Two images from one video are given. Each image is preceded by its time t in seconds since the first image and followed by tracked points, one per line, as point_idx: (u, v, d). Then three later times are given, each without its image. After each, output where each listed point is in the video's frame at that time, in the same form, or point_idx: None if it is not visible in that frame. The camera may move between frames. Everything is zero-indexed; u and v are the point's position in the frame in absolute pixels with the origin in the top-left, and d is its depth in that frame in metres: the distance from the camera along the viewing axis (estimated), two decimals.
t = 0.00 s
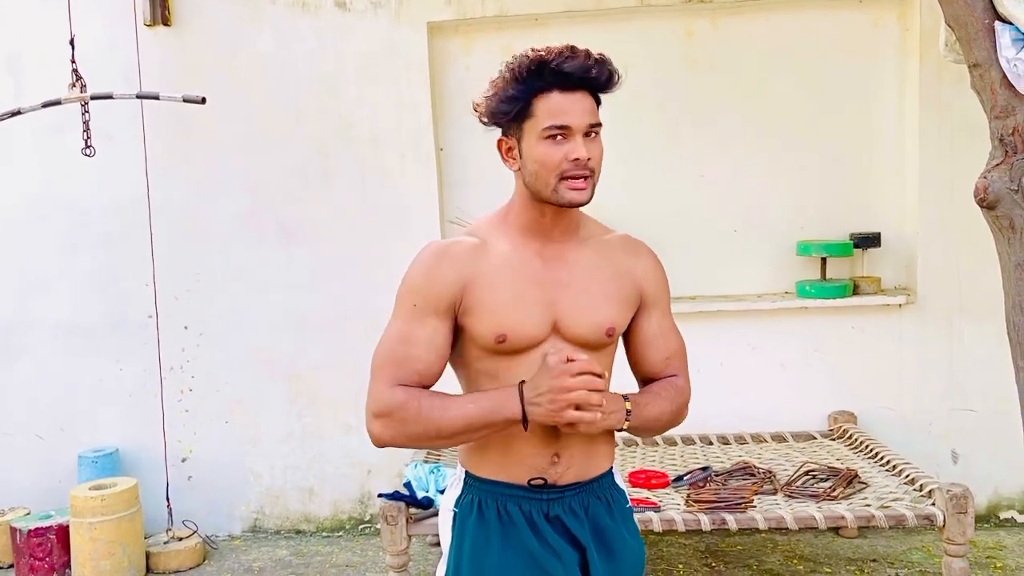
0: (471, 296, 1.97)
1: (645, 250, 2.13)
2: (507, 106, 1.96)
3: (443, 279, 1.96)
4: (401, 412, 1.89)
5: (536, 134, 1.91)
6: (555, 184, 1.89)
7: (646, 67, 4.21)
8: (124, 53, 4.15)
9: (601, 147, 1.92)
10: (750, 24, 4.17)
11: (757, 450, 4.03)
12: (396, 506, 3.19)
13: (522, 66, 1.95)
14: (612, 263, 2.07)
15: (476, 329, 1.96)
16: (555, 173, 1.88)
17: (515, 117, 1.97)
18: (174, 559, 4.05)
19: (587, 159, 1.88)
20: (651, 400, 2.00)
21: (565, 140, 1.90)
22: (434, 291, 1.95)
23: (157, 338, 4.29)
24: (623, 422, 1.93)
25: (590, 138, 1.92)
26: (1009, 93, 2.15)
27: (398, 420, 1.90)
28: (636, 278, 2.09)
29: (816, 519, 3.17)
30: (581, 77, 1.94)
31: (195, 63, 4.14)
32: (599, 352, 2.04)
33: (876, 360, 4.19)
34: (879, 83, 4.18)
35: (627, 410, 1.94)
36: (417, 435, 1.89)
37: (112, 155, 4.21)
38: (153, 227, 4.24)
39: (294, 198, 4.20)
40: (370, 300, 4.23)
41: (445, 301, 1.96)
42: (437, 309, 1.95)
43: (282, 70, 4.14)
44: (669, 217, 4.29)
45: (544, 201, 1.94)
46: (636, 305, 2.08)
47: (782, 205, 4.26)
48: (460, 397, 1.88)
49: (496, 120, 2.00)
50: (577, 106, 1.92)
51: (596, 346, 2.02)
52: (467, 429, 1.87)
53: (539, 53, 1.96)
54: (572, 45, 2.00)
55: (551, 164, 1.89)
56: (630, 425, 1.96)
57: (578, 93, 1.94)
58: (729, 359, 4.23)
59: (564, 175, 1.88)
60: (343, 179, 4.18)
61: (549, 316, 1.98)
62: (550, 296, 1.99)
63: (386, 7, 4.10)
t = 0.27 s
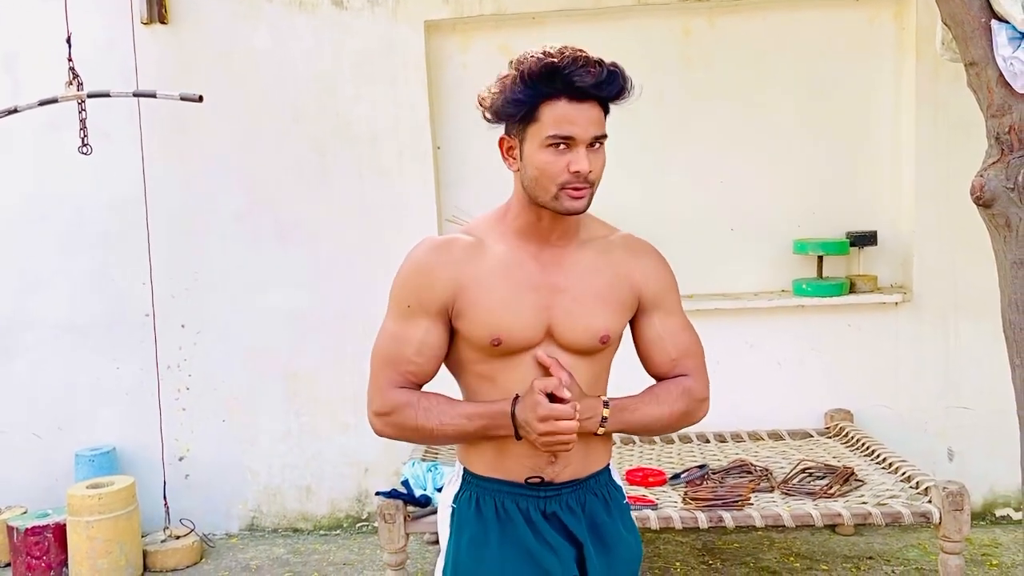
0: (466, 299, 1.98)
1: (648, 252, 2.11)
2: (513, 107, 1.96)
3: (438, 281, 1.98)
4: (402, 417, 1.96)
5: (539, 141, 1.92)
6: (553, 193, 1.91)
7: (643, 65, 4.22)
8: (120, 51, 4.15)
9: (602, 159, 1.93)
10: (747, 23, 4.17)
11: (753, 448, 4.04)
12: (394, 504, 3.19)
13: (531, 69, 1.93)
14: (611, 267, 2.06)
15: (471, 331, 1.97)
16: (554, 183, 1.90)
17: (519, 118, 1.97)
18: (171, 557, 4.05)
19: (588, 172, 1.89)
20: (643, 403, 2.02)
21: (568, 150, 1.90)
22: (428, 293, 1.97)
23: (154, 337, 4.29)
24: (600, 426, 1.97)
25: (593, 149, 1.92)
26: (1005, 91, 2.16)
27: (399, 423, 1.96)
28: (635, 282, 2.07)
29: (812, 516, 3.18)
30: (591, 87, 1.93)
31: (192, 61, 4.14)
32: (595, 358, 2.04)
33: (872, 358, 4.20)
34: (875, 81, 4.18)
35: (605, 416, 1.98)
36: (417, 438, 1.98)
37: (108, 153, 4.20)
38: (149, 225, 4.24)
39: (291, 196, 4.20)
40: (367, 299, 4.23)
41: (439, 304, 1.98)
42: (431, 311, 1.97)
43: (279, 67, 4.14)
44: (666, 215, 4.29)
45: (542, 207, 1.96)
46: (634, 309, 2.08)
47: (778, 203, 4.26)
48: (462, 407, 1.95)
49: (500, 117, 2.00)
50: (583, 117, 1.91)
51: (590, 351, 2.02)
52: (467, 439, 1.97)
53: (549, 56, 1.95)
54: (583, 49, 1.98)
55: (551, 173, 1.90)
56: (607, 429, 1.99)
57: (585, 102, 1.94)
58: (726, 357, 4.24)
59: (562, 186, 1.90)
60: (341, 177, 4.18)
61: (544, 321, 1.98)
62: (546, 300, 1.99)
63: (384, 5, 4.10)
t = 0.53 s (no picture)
0: (466, 299, 1.98)
1: (650, 252, 2.11)
2: (512, 107, 1.96)
3: (437, 281, 1.98)
4: (402, 416, 1.96)
5: (538, 141, 1.92)
6: (551, 194, 1.91)
7: (642, 64, 4.22)
8: (119, 49, 4.14)
9: (601, 159, 1.93)
10: (745, 22, 4.17)
11: (752, 446, 4.05)
12: (393, 502, 3.19)
13: (531, 68, 1.92)
14: (612, 267, 2.06)
15: (469, 331, 1.98)
16: (552, 184, 1.90)
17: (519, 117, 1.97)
18: (170, 556, 4.05)
19: (585, 173, 1.89)
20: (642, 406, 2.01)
21: (566, 151, 1.90)
22: (428, 290, 1.98)
23: (153, 335, 4.29)
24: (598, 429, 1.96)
25: (591, 149, 1.92)
26: (1003, 89, 2.16)
27: (398, 422, 1.97)
28: (637, 283, 2.07)
29: (811, 514, 3.18)
30: (591, 87, 1.92)
31: (191, 59, 4.13)
32: (595, 357, 2.04)
33: (871, 356, 4.21)
34: (873, 80, 4.19)
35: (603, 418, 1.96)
36: (416, 437, 1.98)
37: (107, 152, 4.20)
38: (148, 224, 4.23)
39: (290, 195, 4.20)
40: (366, 297, 4.23)
41: (438, 304, 1.98)
42: (431, 310, 1.98)
43: (278, 66, 4.14)
44: (665, 214, 4.30)
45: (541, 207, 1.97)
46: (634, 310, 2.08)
47: (777, 202, 4.27)
48: (462, 407, 1.95)
49: (500, 117, 2.00)
50: (581, 118, 1.91)
51: (589, 352, 2.02)
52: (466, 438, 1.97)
53: (549, 55, 1.94)
54: (584, 48, 1.96)
55: (549, 174, 1.90)
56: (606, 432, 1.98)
57: (584, 102, 1.93)
58: (725, 356, 4.24)
59: (560, 187, 1.90)
60: (340, 176, 4.18)
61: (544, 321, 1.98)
62: (545, 300, 2.00)
63: (382, 4, 4.10)
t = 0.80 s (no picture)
0: (467, 289, 1.96)
1: (649, 247, 2.10)
2: (494, 98, 1.97)
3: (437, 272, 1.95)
4: (400, 398, 1.80)
5: (520, 127, 1.92)
6: (536, 177, 1.90)
7: (641, 64, 4.22)
8: (119, 48, 4.15)
9: (585, 140, 1.91)
10: (745, 22, 4.18)
11: (751, 445, 4.06)
12: (393, 501, 3.20)
13: (508, 57, 1.94)
14: (611, 260, 2.04)
15: (469, 322, 1.96)
16: (535, 166, 1.89)
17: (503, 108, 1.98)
18: (170, 554, 4.06)
19: (566, 152, 1.87)
20: (645, 402, 1.95)
21: (547, 134, 1.89)
22: (430, 279, 1.94)
23: (153, 334, 4.29)
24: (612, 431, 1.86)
25: (574, 131, 1.91)
26: (1002, 90, 2.17)
27: (398, 409, 1.79)
28: (636, 275, 2.05)
29: (811, 513, 3.19)
30: (566, 68, 1.92)
31: (191, 59, 4.14)
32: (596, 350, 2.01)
33: (870, 356, 4.22)
34: (872, 80, 4.20)
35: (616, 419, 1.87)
36: (418, 425, 1.78)
37: (107, 152, 4.20)
38: (149, 223, 4.24)
39: (291, 194, 4.20)
40: (366, 297, 4.24)
41: (441, 291, 1.94)
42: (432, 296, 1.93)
43: (278, 65, 4.14)
44: (665, 213, 4.31)
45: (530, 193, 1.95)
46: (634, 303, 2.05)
47: (776, 201, 4.28)
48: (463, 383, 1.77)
49: (485, 112, 2.01)
50: (560, 101, 1.90)
51: (589, 343, 2.00)
52: (470, 418, 1.76)
53: (526, 43, 1.95)
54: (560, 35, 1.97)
55: (532, 157, 1.89)
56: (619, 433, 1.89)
57: (563, 85, 1.92)
58: (724, 355, 4.25)
59: (544, 169, 1.89)
60: (340, 176, 4.19)
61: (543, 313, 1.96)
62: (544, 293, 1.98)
63: (382, 4, 4.11)
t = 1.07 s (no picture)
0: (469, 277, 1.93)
1: (647, 241, 2.10)
2: (484, 101, 1.98)
3: (440, 258, 1.92)
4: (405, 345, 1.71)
5: (508, 126, 1.91)
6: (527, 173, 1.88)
7: (643, 63, 4.23)
8: (122, 47, 4.15)
9: (573, 136, 1.90)
10: (746, 22, 4.18)
11: (752, 444, 4.07)
12: (395, 500, 3.20)
13: (494, 58, 1.95)
14: (610, 252, 2.03)
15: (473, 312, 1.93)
16: (525, 162, 1.88)
17: (493, 110, 1.99)
18: (172, 553, 4.07)
19: (554, 147, 1.86)
20: (650, 395, 1.97)
21: (534, 130, 1.89)
22: (433, 262, 1.91)
23: (155, 333, 4.30)
24: (622, 424, 1.88)
25: (561, 126, 1.90)
26: (1004, 90, 2.17)
27: (407, 353, 1.69)
28: (635, 267, 2.04)
29: (812, 512, 3.20)
30: (549, 66, 1.92)
31: (193, 58, 4.14)
32: (598, 341, 1.99)
33: (870, 355, 4.22)
34: (873, 79, 4.20)
35: (625, 411, 1.90)
36: (427, 354, 1.66)
37: (109, 150, 4.21)
38: (151, 222, 4.24)
39: (292, 193, 4.21)
40: (368, 296, 4.24)
41: (445, 272, 1.90)
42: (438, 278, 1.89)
43: (280, 65, 4.15)
44: (666, 213, 4.31)
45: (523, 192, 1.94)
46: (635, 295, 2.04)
47: (778, 201, 4.28)
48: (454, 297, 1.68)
49: (478, 114, 2.02)
50: (545, 97, 1.90)
51: (591, 334, 1.97)
52: (466, 318, 1.63)
53: (512, 44, 1.96)
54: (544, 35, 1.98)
55: (521, 154, 1.88)
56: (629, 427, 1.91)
57: (548, 82, 1.92)
58: (725, 355, 4.26)
59: (533, 166, 1.87)
60: (341, 175, 4.20)
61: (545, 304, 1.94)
62: (546, 285, 1.95)
63: (384, 3, 4.11)
